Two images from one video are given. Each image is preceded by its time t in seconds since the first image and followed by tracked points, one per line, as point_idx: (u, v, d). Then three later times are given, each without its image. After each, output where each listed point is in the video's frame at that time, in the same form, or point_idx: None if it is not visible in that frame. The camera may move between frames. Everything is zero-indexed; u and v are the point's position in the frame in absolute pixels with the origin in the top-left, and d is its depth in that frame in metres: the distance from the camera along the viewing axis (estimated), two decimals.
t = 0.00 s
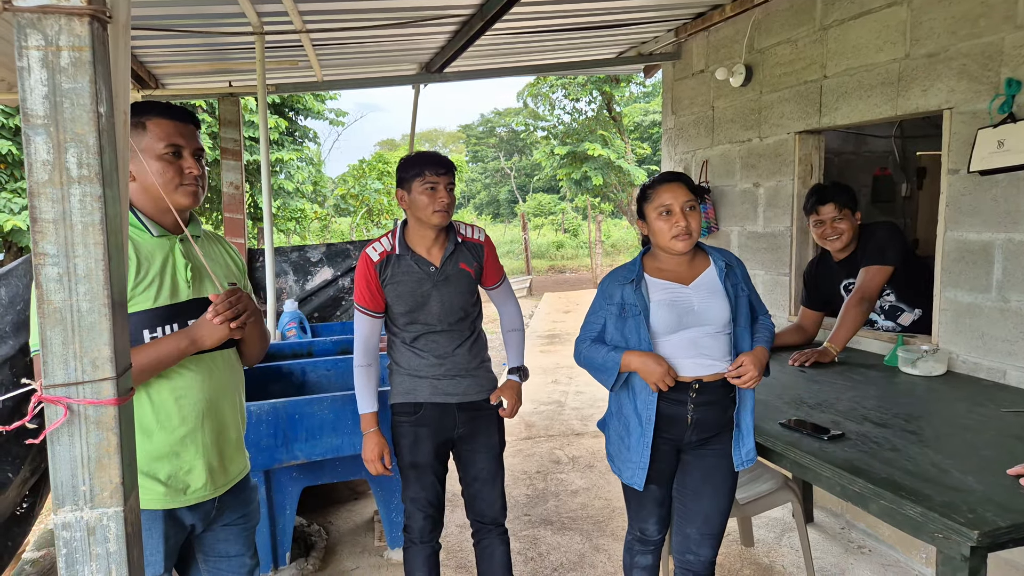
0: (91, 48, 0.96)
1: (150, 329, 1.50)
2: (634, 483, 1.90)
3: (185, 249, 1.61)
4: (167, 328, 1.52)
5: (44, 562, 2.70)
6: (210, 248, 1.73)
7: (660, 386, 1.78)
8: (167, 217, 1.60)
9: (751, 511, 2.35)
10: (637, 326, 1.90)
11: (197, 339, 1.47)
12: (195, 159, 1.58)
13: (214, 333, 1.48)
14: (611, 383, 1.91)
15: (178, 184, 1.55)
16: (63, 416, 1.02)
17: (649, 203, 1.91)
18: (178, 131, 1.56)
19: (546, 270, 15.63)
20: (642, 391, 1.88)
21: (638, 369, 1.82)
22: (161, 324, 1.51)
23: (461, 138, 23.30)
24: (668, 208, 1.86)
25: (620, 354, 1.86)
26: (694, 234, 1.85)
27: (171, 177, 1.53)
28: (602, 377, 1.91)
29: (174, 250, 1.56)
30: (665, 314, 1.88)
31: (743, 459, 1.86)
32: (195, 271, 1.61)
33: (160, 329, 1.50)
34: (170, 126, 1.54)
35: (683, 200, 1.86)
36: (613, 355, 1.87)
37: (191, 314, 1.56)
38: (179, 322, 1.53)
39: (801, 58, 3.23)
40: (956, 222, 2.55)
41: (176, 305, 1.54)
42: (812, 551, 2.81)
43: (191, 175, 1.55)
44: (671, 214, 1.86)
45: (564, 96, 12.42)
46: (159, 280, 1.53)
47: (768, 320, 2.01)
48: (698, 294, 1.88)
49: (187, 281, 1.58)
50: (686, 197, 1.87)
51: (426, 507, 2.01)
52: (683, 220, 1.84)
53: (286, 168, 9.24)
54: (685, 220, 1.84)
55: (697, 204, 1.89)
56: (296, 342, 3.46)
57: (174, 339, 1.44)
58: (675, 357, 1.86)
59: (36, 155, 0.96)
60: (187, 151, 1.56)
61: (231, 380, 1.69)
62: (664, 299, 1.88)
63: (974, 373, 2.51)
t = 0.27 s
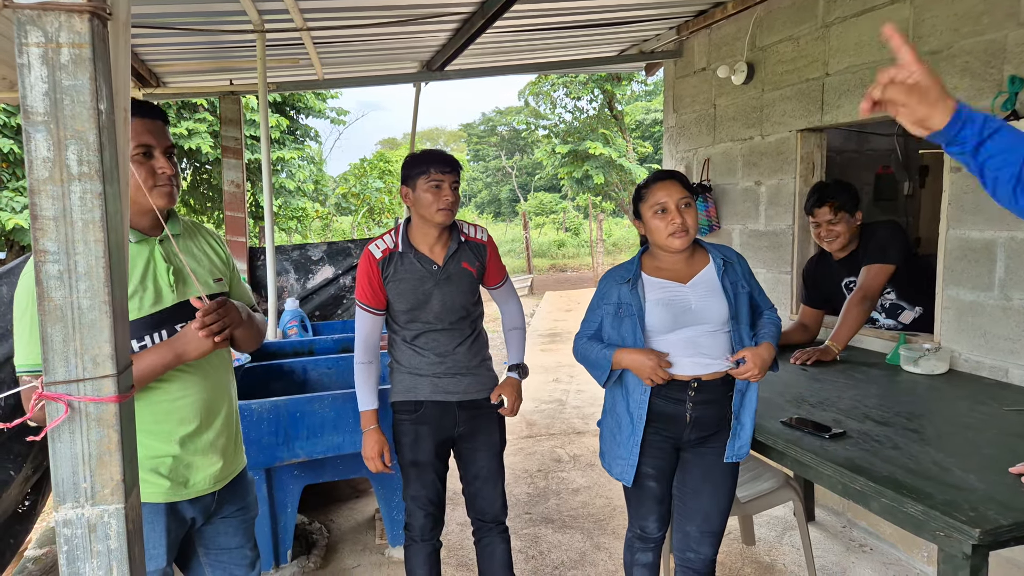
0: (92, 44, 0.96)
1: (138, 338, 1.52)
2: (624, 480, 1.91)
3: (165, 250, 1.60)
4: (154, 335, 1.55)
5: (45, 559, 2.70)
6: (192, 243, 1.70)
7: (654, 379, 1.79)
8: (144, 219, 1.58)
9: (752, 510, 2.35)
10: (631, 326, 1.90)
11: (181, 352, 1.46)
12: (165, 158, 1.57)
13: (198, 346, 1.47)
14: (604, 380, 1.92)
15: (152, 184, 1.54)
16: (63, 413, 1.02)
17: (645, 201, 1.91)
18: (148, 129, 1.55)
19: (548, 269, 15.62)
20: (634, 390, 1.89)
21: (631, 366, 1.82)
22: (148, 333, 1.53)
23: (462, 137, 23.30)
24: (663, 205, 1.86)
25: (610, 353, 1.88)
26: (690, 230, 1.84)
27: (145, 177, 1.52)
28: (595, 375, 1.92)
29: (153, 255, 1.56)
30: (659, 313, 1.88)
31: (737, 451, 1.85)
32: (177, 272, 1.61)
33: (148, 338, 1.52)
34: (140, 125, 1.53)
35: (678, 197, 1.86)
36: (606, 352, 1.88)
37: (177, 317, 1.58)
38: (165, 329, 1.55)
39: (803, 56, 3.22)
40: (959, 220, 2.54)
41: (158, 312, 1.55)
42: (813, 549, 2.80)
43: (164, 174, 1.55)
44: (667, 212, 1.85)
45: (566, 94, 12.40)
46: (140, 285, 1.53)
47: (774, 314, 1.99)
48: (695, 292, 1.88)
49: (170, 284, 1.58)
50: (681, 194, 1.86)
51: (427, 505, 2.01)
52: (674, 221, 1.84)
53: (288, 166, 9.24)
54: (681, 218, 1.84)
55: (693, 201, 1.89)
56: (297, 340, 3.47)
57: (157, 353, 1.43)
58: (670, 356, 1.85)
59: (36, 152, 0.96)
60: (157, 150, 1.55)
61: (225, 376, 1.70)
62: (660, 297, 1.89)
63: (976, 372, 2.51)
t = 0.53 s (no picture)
0: (92, 44, 0.96)
1: (135, 342, 1.54)
2: (634, 481, 1.90)
3: (154, 252, 1.59)
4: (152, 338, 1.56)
5: (47, 558, 2.71)
6: (183, 241, 1.69)
7: (655, 394, 1.77)
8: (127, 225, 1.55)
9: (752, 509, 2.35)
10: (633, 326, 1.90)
11: (178, 353, 1.45)
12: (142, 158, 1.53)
13: (194, 346, 1.45)
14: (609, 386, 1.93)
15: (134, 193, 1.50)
16: (64, 413, 1.03)
17: (645, 200, 1.91)
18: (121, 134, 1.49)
19: (549, 268, 15.62)
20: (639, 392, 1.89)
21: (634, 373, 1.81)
22: (141, 337, 1.54)
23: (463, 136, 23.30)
24: (663, 205, 1.86)
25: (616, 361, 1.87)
26: (690, 228, 1.84)
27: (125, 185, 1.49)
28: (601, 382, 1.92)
29: (143, 259, 1.56)
30: (661, 312, 1.88)
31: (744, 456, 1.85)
32: (169, 274, 1.61)
33: (143, 342, 1.54)
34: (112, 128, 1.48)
35: (678, 197, 1.86)
36: (612, 357, 1.88)
37: (171, 319, 1.59)
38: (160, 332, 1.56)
39: (804, 55, 3.22)
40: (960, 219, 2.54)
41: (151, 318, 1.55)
42: (814, 549, 2.80)
43: (144, 182, 1.49)
44: (668, 211, 1.85)
45: (567, 93, 12.39)
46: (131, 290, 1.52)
47: (772, 324, 1.97)
48: (695, 291, 1.88)
49: (162, 286, 1.58)
50: (681, 193, 1.87)
51: (427, 505, 2.01)
52: (670, 225, 1.83)
53: (289, 166, 9.25)
54: (681, 217, 1.84)
55: (693, 200, 1.89)
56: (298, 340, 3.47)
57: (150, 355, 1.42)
58: (670, 357, 1.86)
59: (37, 151, 0.96)
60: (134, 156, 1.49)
61: (222, 373, 1.70)
62: (661, 296, 1.89)
63: (977, 371, 2.50)
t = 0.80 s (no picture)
0: (94, 43, 0.96)
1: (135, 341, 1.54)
2: (644, 483, 1.88)
3: (154, 251, 1.58)
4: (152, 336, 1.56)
5: (49, 557, 2.71)
6: (183, 240, 1.68)
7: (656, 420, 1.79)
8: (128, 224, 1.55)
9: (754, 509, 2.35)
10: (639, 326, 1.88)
11: (176, 351, 1.44)
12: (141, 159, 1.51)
13: (191, 344, 1.43)
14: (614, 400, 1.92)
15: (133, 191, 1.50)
16: (65, 412, 1.03)
17: (649, 200, 1.90)
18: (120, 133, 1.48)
19: (550, 267, 15.62)
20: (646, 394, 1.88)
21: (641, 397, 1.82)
22: (142, 335, 1.53)
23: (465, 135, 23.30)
24: (667, 204, 1.85)
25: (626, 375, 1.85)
26: (694, 229, 1.84)
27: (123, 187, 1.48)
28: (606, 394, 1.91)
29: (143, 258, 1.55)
30: (665, 312, 1.86)
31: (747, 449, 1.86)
32: (169, 273, 1.60)
33: (145, 340, 1.53)
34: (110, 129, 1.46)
35: (682, 197, 1.86)
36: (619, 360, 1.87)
37: (171, 318, 1.58)
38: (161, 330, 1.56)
39: (805, 54, 3.21)
40: (961, 218, 2.53)
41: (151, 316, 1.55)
42: (816, 548, 2.80)
43: (143, 181, 1.49)
44: (671, 210, 1.85)
45: (568, 92, 12.38)
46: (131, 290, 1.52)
47: (775, 326, 1.98)
48: (699, 292, 1.87)
49: (162, 285, 1.58)
50: (685, 192, 1.86)
51: (429, 504, 2.01)
52: (672, 227, 1.84)
53: (290, 165, 9.25)
54: (685, 216, 1.84)
55: (696, 200, 1.88)
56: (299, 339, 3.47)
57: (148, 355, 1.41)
58: (674, 357, 1.86)
59: (39, 150, 0.96)
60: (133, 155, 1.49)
61: (224, 371, 1.70)
62: (665, 295, 1.87)
63: (979, 370, 2.50)
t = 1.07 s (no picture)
0: (94, 43, 0.96)
1: (141, 337, 1.53)
2: (645, 481, 1.88)
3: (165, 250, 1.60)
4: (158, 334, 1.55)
5: (50, 556, 2.72)
6: (193, 240, 1.69)
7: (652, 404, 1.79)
8: (142, 219, 1.57)
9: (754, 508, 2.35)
10: (640, 324, 1.88)
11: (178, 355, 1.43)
12: (162, 157, 1.55)
13: (195, 350, 1.43)
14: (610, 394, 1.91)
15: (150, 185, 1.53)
16: (66, 411, 1.03)
17: (650, 200, 1.90)
18: (140, 130, 1.51)
19: (551, 266, 15.62)
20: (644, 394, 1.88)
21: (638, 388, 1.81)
22: (149, 332, 1.53)
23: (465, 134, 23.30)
24: (668, 204, 1.85)
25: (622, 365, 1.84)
26: (695, 229, 1.84)
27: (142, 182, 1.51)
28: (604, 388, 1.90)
29: (154, 256, 1.56)
30: (666, 311, 1.86)
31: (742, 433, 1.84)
32: (178, 272, 1.62)
33: (150, 338, 1.53)
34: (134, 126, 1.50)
35: (684, 197, 1.86)
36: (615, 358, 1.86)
37: (179, 316, 1.59)
38: (167, 329, 1.56)
39: (806, 53, 3.21)
40: (962, 217, 2.53)
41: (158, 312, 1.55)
42: (816, 547, 2.80)
43: (160, 175, 1.53)
44: (673, 210, 1.85)
45: (569, 91, 12.37)
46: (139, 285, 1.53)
47: (779, 316, 1.98)
48: (701, 291, 1.87)
49: (170, 283, 1.59)
50: (686, 192, 1.86)
51: (429, 503, 2.01)
52: (677, 223, 1.83)
53: (292, 164, 9.25)
54: (687, 217, 1.83)
55: (698, 199, 1.88)
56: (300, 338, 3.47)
57: (151, 353, 1.41)
58: (675, 357, 1.86)
59: (40, 150, 0.96)
60: (152, 151, 1.52)
61: (226, 369, 1.70)
62: (667, 295, 1.87)
63: (979, 369, 2.50)
